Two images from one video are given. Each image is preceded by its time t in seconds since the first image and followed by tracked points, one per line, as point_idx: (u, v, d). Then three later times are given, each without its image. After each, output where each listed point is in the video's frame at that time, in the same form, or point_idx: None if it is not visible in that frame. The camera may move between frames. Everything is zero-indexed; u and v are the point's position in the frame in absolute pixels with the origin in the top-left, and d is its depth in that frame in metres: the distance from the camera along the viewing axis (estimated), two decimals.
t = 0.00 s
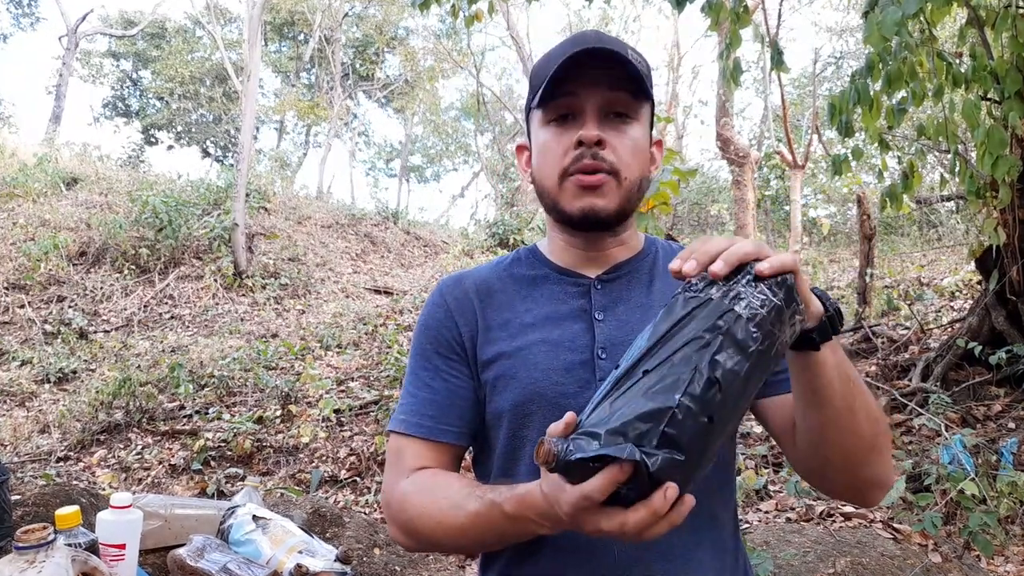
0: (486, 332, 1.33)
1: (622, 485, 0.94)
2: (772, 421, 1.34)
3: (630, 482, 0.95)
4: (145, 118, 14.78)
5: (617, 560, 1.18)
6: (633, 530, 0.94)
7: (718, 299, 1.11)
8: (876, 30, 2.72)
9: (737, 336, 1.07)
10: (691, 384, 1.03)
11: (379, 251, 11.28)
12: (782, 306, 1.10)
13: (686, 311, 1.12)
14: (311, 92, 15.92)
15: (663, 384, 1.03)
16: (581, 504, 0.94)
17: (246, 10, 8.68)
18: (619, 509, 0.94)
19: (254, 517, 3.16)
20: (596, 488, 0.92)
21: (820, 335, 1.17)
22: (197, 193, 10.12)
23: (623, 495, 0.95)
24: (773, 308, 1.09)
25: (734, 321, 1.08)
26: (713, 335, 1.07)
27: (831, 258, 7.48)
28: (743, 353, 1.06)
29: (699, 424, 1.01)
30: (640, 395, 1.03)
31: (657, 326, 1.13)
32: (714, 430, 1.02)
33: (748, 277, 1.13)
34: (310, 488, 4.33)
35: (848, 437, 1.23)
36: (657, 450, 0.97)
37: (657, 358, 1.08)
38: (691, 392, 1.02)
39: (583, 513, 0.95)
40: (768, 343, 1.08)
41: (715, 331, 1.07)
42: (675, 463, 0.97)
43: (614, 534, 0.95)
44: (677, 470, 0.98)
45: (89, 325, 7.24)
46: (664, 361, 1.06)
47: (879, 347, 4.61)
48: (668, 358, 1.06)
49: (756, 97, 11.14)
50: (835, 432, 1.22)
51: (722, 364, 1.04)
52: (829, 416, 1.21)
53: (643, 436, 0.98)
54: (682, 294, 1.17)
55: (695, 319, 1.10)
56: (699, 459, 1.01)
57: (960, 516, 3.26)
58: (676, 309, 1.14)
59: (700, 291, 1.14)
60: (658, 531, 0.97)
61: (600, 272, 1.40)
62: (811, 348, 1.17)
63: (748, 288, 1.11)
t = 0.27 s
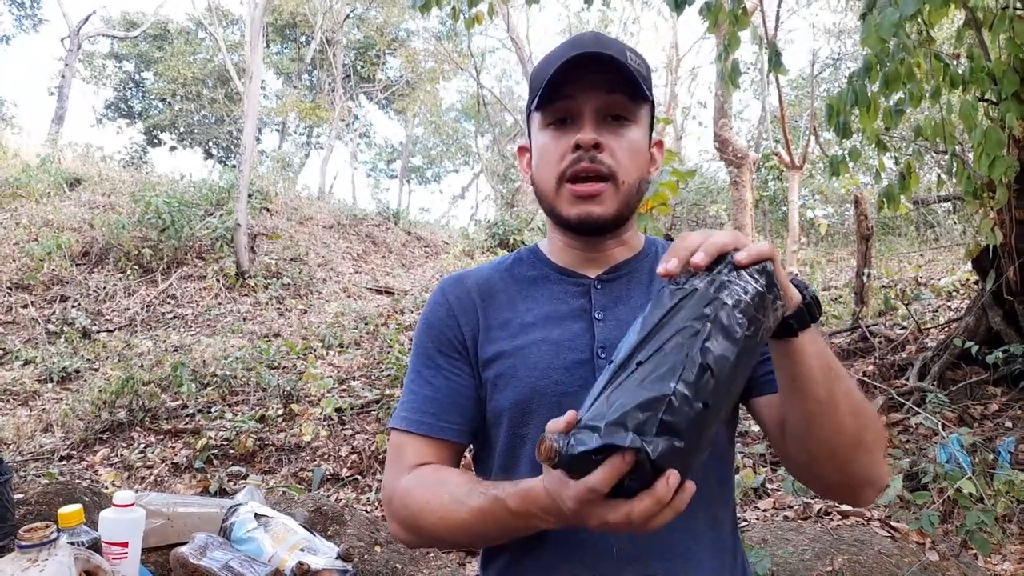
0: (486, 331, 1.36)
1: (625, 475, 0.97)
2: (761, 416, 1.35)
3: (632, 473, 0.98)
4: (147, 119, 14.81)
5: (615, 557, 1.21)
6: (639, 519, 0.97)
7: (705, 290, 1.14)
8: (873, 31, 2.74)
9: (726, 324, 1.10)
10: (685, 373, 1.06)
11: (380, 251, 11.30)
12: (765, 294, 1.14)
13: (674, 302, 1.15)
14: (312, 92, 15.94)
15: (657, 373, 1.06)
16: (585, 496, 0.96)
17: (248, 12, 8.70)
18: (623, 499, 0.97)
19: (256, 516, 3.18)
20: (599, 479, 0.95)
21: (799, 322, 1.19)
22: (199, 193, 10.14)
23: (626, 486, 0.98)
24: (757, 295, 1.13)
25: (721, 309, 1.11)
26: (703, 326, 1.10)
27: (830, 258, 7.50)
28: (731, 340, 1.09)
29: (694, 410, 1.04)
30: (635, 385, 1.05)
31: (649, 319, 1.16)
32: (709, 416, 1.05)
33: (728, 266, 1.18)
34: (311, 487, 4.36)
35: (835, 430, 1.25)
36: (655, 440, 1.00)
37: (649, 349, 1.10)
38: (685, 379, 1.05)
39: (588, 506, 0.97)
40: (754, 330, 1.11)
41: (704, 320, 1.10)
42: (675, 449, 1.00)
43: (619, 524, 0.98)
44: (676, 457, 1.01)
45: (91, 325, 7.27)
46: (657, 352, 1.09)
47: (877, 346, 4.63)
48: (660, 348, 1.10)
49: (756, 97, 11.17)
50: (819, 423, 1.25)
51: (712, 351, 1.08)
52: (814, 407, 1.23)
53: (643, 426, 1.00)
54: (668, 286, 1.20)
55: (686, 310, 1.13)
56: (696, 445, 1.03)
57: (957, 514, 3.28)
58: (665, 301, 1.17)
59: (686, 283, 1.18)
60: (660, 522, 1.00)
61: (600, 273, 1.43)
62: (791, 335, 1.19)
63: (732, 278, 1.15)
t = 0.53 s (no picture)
0: (487, 331, 1.36)
1: (626, 482, 0.97)
2: (759, 419, 1.35)
3: (634, 479, 0.97)
4: (147, 119, 14.81)
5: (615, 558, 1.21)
6: (642, 525, 0.97)
7: (705, 294, 1.15)
8: (873, 31, 2.74)
9: (726, 330, 1.11)
10: (687, 378, 1.07)
11: (380, 251, 11.30)
12: (767, 297, 1.15)
13: (674, 307, 1.15)
14: (313, 92, 15.94)
15: (658, 380, 1.07)
16: (587, 504, 0.96)
17: (248, 12, 8.70)
18: (626, 506, 0.97)
19: (256, 516, 3.18)
20: (600, 486, 0.94)
21: (796, 328, 1.19)
22: (198, 193, 10.14)
23: (627, 492, 0.97)
24: (759, 299, 1.14)
25: (722, 314, 1.12)
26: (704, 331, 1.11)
27: (829, 258, 7.49)
28: (733, 345, 1.10)
29: (696, 415, 1.04)
30: (636, 392, 1.06)
31: (649, 323, 1.16)
32: (711, 419, 1.06)
33: (728, 271, 1.18)
34: (311, 487, 4.35)
35: (834, 433, 1.25)
36: (659, 446, 1.00)
37: (651, 354, 1.11)
38: (687, 385, 1.06)
39: (590, 513, 0.97)
40: (755, 335, 1.12)
41: (705, 326, 1.11)
42: (678, 455, 1.01)
43: (621, 530, 0.98)
44: (679, 462, 1.01)
45: (91, 325, 7.27)
46: (657, 358, 1.10)
47: (877, 346, 4.62)
48: (662, 353, 1.10)
49: (755, 98, 11.17)
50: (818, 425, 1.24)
51: (713, 357, 1.09)
52: (811, 410, 1.23)
53: (646, 432, 1.01)
54: (667, 290, 1.20)
55: (686, 314, 1.13)
56: (698, 449, 1.04)
57: (957, 514, 3.28)
58: (666, 305, 1.17)
59: (685, 287, 1.18)
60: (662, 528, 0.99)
61: (601, 272, 1.43)
62: (788, 340, 1.19)
63: (733, 283, 1.16)
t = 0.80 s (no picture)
0: (484, 332, 1.36)
1: (616, 471, 0.96)
2: (763, 422, 1.35)
3: (623, 468, 0.96)
4: (147, 119, 14.82)
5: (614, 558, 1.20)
6: (631, 516, 0.96)
7: (698, 290, 1.15)
8: (873, 31, 2.74)
9: (717, 324, 1.11)
10: (677, 370, 1.06)
11: (380, 251, 11.30)
12: (758, 294, 1.16)
13: (666, 303, 1.15)
14: (313, 92, 15.94)
15: (648, 372, 1.06)
16: (576, 495, 0.95)
17: (248, 12, 8.71)
18: (615, 497, 0.96)
19: (256, 516, 3.18)
20: (590, 475, 0.93)
21: (813, 339, 1.20)
22: (199, 194, 10.13)
23: (617, 482, 0.97)
24: (750, 296, 1.15)
25: (713, 309, 1.12)
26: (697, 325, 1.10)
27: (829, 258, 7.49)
28: (723, 338, 1.10)
29: (686, 407, 1.04)
30: (625, 385, 1.05)
31: (641, 320, 1.16)
32: (701, 412, 1.06)
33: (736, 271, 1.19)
34: (311, 487, 4.35)
35: (838, 444, 1.25)
36: (648, 434, 0.99)
37: (642, 348, 1.11)
38: (677, 378, 1.05)
39: (579, 504, 0.96)
40: (746, 330, 1.13)
41: (697, 320, 1.11)
42: (667, 445, 1.00)
43: (610, 524, 0.97)
44: (668, 452, 1.00)
45: (91, 325, 7.27)
46: (649, 352, 1.09)
47: (877, 346, 4.62)
48: (652, 346, 1.10)
49: (755, 98, 11.17)
50: (826, 436, 1.24)
51: (704, 349, 1.08)
52: (819, 419, 1.23)
53: (635, 421, 0.99)
54: (661, 287, 1.20)
55: (677, 309, 1.14)
56: (688, 440, 1.03)
57: (957, 514, 3.29)
58: (657, 302, 1.18)
59: (678, 284, 1.18)
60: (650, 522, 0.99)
61: (599, 272, 1.43)
62: (806, 352, 1.20)
63: (727, 280, 1.17)
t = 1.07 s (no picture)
0: (486, 331, 1.36)
1: (627, 477, 0.96)
2: (760, 428, 1.36)
3: (634, 474, 0.97)
4: (147, 119, 14.83)
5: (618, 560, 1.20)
6: (643, 520, 0.96)
7: (702, 289, 1.16)
8: (872, 32, 2.74)
9: (723, 324, 1.11)
10: (684, 372, 1.06)
11: (380, 251, 11.30)
12: (760, 291, 1.14)
13: (671, 304, 1.16)
14: (312, 92, 15.93)
15: (656, 374, 1.06)
16: (587, 500, 0.95)
17: (248, 12, 8.70)
18: (626, 501, 0.97)
19: (256, 516, 3.18)
20: (601, 480, 0.94)
21: (816, 353, 1.19)
22: (198, 194, 10.13)
23: (628, 487, 0.97)
24: (753, 295, 1.14)
25: (719, 308, 1.12)
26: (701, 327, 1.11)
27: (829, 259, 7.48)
28: (729, 339, 1.10)
29: (695, 408, 1.04)
30: (633, 388, 1.05)
31: (643, 320, 1.16)
32: (710, 413, 1.06)
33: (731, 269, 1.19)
34: (311, 487, 4.35)
35: (833, 452, 1.27)
36: (659, 439, 1.00)
37: (649, 350, 1.10)
38: (686, 380, 1.05)
39: (589, 509, 0.97)
40: (753, 329, 1.13)
41: (703, 320, 1.11)
42: (678, 450, 1.00)
43: (620, 528, 0.97)
44: (679, 457, 1.01)
45: (91, 325, 7.27)
46: (655, 353, 1.09)
47: (877, 346, 4.62)
48: (658, 349, 1.10)
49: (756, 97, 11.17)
50: (824, 446, 1.25)
51: (711, 349, 1.08)
52: (819, 429, 1.24)
53: (645, 424, 1.00)
54: (666, 287, 1.21)
55: (682, 309, 1.14)
56: (697, 442, 1.03)
57: (957, 514, 3.29)
58: (661, 302, 1.18)
59: (683, 283, 1.19)
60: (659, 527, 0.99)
61: (602, 273, 1.43)
62: (810, 365, 1.19)
63: (731, 281, 1.16)
